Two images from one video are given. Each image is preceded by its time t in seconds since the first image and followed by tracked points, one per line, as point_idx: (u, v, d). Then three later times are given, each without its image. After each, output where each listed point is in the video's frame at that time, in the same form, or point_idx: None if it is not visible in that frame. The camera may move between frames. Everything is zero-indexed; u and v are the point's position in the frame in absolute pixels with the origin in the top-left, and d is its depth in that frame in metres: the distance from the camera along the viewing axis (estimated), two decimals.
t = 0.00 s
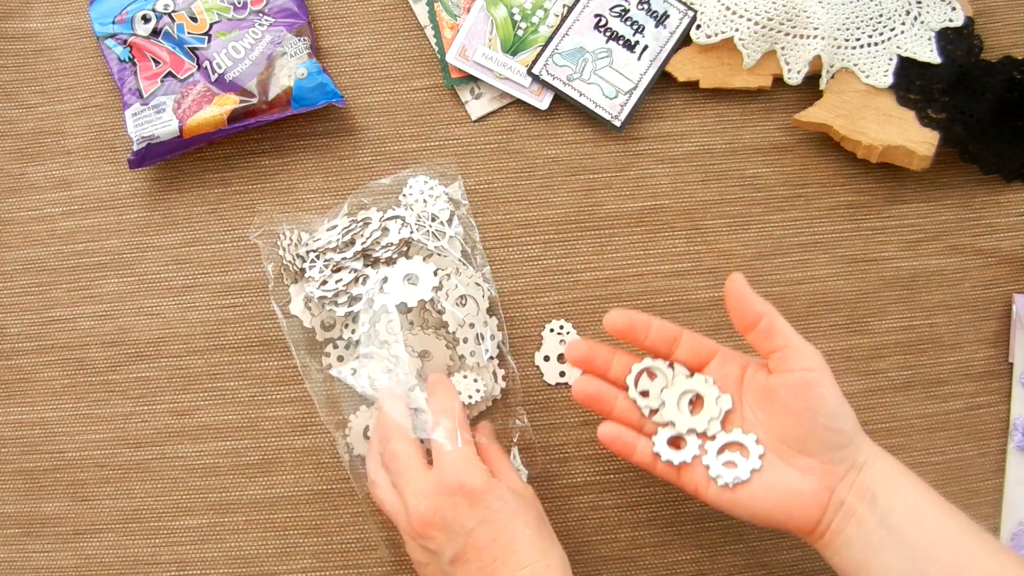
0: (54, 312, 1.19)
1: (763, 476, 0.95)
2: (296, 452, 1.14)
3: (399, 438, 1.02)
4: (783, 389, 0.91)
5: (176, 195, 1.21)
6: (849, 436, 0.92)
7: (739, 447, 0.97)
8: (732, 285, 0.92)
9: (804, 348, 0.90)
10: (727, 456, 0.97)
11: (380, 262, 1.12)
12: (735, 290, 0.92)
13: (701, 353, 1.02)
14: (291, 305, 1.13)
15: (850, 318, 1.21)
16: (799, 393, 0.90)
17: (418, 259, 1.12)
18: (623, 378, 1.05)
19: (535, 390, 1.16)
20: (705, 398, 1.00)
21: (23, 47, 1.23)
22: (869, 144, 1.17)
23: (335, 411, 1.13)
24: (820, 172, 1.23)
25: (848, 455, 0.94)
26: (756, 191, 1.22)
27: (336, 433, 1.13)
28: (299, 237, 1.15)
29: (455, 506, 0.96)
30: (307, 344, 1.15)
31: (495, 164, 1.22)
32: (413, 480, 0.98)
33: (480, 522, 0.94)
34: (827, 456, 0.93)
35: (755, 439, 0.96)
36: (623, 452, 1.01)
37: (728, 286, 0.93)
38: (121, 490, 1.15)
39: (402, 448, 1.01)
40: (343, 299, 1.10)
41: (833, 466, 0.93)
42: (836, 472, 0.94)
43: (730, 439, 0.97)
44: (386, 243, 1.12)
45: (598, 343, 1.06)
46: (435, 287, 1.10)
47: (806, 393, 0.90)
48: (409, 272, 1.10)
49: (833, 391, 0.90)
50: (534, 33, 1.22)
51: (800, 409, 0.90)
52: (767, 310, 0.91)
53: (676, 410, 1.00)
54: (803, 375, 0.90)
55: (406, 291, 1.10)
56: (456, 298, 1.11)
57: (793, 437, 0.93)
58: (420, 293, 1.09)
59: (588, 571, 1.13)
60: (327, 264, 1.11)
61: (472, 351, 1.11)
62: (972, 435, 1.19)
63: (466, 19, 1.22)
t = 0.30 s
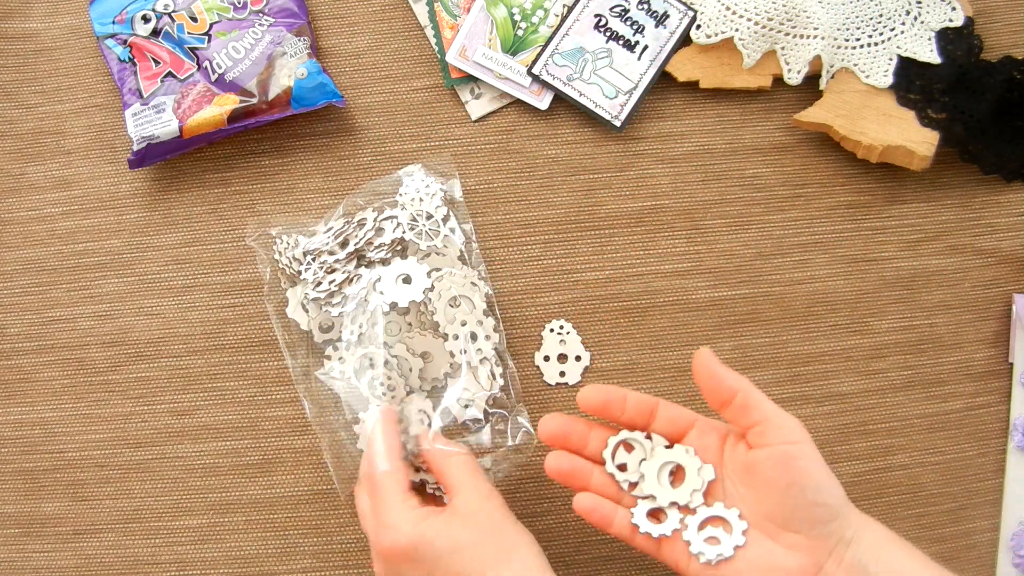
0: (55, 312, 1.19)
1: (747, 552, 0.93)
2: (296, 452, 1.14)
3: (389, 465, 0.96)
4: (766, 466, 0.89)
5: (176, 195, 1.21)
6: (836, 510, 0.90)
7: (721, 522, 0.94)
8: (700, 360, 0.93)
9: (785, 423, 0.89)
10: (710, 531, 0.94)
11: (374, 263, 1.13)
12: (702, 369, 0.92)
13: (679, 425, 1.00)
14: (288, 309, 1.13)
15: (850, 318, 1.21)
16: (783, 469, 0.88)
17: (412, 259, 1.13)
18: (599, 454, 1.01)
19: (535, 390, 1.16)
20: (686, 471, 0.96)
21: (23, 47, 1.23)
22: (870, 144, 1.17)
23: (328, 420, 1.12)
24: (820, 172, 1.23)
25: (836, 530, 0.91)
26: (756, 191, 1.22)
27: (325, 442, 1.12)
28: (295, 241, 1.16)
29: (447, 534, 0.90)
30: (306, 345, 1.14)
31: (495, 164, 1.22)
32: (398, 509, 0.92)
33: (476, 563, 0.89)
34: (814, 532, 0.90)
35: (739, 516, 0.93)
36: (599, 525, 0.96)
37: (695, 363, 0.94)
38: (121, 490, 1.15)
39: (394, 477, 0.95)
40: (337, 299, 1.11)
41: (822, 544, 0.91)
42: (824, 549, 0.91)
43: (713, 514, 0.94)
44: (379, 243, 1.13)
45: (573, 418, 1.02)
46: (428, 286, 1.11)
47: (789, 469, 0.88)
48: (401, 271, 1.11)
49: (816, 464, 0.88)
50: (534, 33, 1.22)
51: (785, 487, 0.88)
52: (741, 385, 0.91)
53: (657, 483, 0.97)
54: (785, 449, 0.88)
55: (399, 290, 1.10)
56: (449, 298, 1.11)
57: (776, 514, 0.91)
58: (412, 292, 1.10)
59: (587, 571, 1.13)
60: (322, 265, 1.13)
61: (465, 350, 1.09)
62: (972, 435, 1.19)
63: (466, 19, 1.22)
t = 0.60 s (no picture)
0: (55, 312, 1.19)
1: (683, 568, 0.90)
2: (296, 452, 1.14)
3: None
4: (689, 481, 0.88)
5: (176, 195, 1.21)
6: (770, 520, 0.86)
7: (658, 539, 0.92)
8: (605, 395, 0.92)
9: (699, 436, 0.88)
10: (645, 547, 0.91)
11: (375, 263, 1.13)
12: (609, 397, 0.91)
13: (611, 440, 0.98)
14: (288, 309, 1.13)
15: (850, 318, 1.21)
16: (705, 483, 0.87)
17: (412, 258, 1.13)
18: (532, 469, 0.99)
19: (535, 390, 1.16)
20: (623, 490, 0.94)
21: (23, 47, 1.23)
22: (870, 144, 1.17)
23: (324, 424, 1.13)
24: (820, 172, 1.23)
25: (776, 544, 0.87)
26: (756, 191, 1.22)
27: (319, 447, 1.13)
28: (295, 241, 1.16)
29: None
30: (305, 345, 1.15)
31: (495, 164, 1.22)
32: None
33: None
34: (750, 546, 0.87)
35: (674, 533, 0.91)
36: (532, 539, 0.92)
37: (602, 396, 0.92)
38: (121, 490, 1.15)
39: None
40: (337, 299, 1.12)
41: (759, 556, 0.87)
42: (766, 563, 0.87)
43: (646, 529, 0.92)
44: (379, 244, 1.13)
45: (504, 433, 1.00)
46: (428, 286, 1.11)
47: (711, 480, 0.86)
48: (401, 271, 1.11)
49: (738, 475, 0.86)
50: (534, 33, 1.22)
51: (709, 500, 0.87)
52: (650, 409, 0.90)
53: (592, 496, 0.95)
54: (704, 461, 0.87)
55: (399, 291, 1.10)
56: (450, 299, 1.11)
57: (708, 527, 0.89)
58: (412, 292, 1.10)
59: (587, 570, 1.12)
60: (322, 265, 1.13)
61: (466, 350, 1.10)
62: (972, 435, 1.19)
63: (466, 19, 1.22)
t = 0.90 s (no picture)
0: (54, 312, 1.19)
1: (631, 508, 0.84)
2: (296, 452, 1.14)
3: (453, 505, 0.79)
4: (649, 417, 0.82)
5: (176, 195, 1.21)
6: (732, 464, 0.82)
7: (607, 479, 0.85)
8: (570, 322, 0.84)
9: (663, 371, 0.82)
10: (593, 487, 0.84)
11: (374, 264, 1.13)
12: (571, 325, 0.84)
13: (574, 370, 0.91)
14: (288, 309, 1.13)
15: (850, 318, 1.21)
16: (666, 421, 0.82)
17: (411, 258, 1.13)
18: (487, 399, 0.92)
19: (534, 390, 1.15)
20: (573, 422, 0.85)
21: (23, 47, 1.23)
22: (870, 144, 1.17)
23: (323, 424, 1.13)
24: (820, 172, 1.23)
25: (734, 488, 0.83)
26: (756, 191, 1.22)
27: (318, 447, 1.13)
28: (295, 241, 1.16)
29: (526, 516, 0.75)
30: (305, 345, 1.14)
31: (495, 164, 1.22)
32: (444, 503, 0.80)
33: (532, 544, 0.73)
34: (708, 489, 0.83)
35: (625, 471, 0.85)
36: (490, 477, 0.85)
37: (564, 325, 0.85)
38: (121, 490, 1.15)
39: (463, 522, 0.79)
40: (337, 299, 1.12)
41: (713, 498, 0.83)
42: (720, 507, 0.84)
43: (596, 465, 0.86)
44: (379, 244, 1.13)
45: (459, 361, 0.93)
46: (428, 286, 1.11)
47: (673, 419, 0.81)
48: (401, 271, 1.11)
49: (702, 415, 0.81)
50: (534, 33, 1.22)
51: (667, 438, 0.81)
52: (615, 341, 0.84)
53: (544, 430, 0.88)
54: (668, 399, 0.81)
55: (399, 291, 1.10)
56: (450, 299, 1.10)
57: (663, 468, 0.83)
58: (412, 292, 1.10)
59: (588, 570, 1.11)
60: (322, 265, 1.13)
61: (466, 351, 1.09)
62: (972, 435, 1.19)
63: (466, 19, 1.22)
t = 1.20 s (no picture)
0: (54, 312, 1.19)
1: (611, 487, 0.87)
2: (296, 452, 1.14)
3: (429, 499, 0.83)
4: (635, 398, 0.86)
5: (176, 195, 1.21)
6: (711, 446, 0.87)
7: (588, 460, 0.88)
8: (559, 304, 0.88)
9: (649, 354, 0.87)
10: (573, 466, 0.88)
11: (374, 264, 1.11)
12: (557, 308, 0.88)
13: (557, 349, 0.95)
14: (288, 309, 1.13)
15: (850, 318, 1.21)
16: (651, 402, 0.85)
17: (411, 258, 1.12)
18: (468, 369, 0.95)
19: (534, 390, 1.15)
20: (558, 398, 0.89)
21: (23, 47, 1.23)
22: (869, 144, 1.17)
23: (323, 425, 1.13)
24: (820, 172, 1.23)
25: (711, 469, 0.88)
26: (756, 191, 1.22)
27: (318, 447, 1.13)
28: (295, 241, 1.16)
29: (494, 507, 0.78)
30: (305, 346, 1.14)
31: (495, 164, 1.21)
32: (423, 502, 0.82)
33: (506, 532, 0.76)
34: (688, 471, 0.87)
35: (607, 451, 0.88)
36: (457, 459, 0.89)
37: (549, 306, 0.89)
38: (121, 490, 1.15)
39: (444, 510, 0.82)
40: (337, 299, 1.11)
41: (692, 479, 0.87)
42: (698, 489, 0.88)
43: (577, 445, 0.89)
44: (379, 244, 1.11)
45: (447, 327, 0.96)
46: (428, 287, 1.09)
47: (659, 402, 0.84)
48: (401, 271, 1.10)
49: (685, 397, 0.85)
50: (534, 33, 1.22)
51: (652, 418, 0.85)
52: (603, 323, 0.88)
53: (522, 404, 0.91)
54: (653, 380, 0.85)
55: (400, 291, 1.09)
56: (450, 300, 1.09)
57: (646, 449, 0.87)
58: (412, 292, 1.09)
59: (587, 570, 1.11)
60: (321, 265, 1.12)
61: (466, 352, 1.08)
62: (972, 435, 1.19)
63: (466, 19, 1.22)
